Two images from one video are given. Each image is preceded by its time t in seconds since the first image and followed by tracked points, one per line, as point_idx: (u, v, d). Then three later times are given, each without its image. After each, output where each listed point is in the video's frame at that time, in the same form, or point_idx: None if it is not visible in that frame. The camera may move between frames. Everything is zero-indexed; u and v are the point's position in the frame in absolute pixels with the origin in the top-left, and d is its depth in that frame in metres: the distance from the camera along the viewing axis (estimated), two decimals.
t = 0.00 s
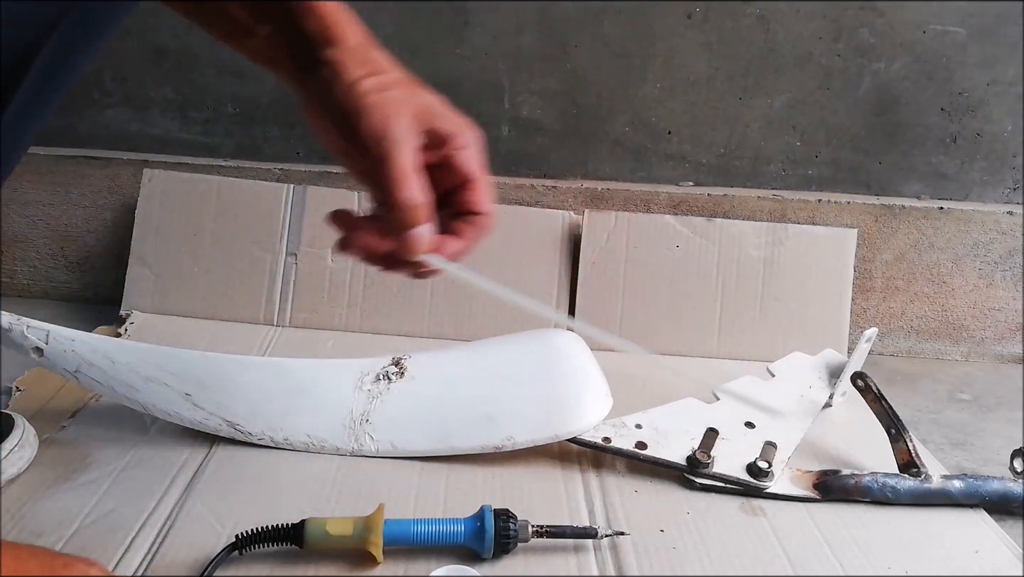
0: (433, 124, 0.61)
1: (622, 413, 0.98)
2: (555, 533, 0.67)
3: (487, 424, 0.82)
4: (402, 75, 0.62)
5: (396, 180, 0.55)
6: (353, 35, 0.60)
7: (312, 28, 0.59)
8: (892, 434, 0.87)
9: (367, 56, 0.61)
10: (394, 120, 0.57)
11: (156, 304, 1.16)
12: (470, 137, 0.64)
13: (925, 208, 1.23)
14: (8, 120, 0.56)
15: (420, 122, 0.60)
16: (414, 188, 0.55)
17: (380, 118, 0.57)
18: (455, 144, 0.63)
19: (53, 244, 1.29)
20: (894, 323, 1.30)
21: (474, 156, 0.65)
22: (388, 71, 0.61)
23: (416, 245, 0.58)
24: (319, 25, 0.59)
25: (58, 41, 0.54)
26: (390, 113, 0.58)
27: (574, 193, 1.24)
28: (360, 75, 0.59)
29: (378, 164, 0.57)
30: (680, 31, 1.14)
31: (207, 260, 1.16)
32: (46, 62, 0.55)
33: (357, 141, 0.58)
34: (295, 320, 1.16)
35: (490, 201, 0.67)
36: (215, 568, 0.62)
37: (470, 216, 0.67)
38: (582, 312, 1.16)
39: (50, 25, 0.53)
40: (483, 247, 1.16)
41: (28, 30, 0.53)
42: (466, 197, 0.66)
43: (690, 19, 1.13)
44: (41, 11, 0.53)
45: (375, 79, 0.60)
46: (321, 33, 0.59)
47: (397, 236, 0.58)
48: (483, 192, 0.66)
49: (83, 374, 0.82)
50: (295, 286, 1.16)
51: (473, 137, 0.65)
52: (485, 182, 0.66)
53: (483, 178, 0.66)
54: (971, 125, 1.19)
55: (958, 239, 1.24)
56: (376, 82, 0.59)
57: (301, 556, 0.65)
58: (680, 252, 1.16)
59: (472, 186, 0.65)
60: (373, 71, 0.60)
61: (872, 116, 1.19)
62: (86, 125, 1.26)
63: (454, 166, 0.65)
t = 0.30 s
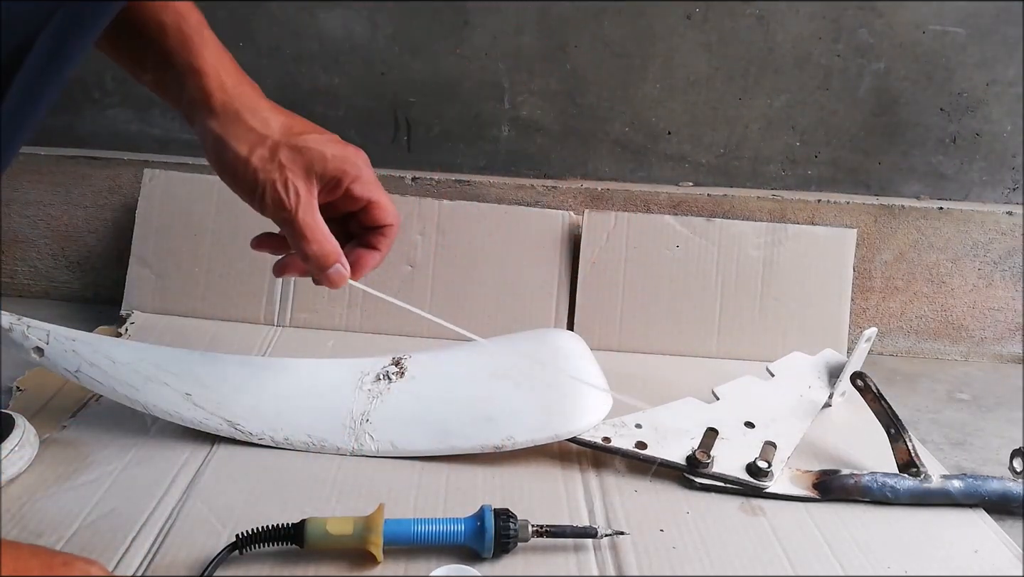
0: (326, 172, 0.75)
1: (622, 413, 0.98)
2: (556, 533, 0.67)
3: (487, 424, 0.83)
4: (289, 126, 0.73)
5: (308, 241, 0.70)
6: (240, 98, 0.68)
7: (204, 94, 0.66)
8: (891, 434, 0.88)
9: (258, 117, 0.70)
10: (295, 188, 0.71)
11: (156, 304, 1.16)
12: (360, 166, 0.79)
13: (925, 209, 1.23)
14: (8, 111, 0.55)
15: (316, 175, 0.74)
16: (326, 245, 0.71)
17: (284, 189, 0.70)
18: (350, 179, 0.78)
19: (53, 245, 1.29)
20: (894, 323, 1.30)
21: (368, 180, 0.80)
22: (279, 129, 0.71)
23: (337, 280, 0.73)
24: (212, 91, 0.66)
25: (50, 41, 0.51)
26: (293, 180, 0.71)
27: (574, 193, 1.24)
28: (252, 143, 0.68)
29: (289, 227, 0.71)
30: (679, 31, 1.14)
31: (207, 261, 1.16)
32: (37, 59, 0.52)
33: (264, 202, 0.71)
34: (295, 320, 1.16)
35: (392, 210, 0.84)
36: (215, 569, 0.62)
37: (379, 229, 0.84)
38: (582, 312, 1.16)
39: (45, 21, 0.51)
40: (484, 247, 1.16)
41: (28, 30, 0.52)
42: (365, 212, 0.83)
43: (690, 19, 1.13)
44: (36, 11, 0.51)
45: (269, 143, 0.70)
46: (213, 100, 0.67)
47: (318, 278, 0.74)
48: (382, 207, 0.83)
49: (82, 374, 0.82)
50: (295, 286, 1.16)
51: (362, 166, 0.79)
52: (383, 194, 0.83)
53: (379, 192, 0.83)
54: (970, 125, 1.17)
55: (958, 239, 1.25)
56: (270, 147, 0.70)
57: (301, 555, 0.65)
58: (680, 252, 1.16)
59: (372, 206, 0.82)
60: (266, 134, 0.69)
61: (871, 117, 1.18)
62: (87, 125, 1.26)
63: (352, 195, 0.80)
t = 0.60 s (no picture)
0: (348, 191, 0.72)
1: (622, 413, 0.98)
2: (555, 533, 0.67)
3: (487, 424, 0.83)
4: (309, 145, 0.72)
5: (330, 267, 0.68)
6: (257, 121, 0.69)
7: (221, 117, 0.68)
8: (891, 434, 0.88)
9: (276, 139, 0.70)
10: (315, 211, 0.69)
11: (156, 304, 1.16)
12: (386, 179, 0.75)
13: (924, 209, 1.22)
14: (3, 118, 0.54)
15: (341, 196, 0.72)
16: (351, 270, 0.67)
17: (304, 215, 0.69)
18: (376, 197, 0.74)
19: (53, 245, 1.29)
20: (894, 323, 1.30)
21: (396, 195, 0.75)
22: (298, 149, 0.71)
23: (369, 305, 0.70)
24: (227, 114, 0.68)
25: (52, 32, 0.51)
26: (314, 206, 0.69)
27: (574, 194, 1.22)
28: (272, 166, 0.69)
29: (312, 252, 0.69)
30: (679, 31, 1.14)
31: (207, 260, 1.16)
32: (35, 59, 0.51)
33: (287, 227, 0.70)
34: (295, 320, 1.16)
35: (424, 222, 0.78)
36: (215, 568, 0.62)
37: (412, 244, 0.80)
38: (582, 312, 1.16)
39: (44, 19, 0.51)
40: (483, 247, 1.16)
41: (30, 25, 0.51)
42: (396, 226, 0.78)
43: (689, 20, 1.14)
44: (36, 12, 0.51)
45: (287, 167, 0.69)
46: (231, 124, 0.68)
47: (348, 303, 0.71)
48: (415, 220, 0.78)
49: (82, 374, 0.82)
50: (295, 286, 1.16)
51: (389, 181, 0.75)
52: (414, 208, 0.78)
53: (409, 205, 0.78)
54: (970, 124, 1.19)
55: (958, 239, 1.24)
56: (289, 170, 0.69)
57: (301, 556, 0.65)
58: (680, 252, 1.16)
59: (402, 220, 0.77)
60: (284, 157, 0.69)
61: (872, 117, 1.19)
62: (87, 126, 1.26)
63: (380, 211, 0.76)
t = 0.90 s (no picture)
0: (312, 210, 0.70)
1: (621, 413, 0.98)
2: (555, 533, 0.67)
3: (487, 424, 0.83)
4: (271, 167, 0.69)
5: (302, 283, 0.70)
6: (218, 144, 0.67)
7: (182, 141, 0.67)
8: (891, 434, 0.88)
9: (235, 161, 0.67)
10: (282, 232, 0.69)
11: (157, 304, 1.16)
12: (351, 194, 0.73)
13: (925, 209, 1.22)
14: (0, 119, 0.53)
15: (305, 215, 0.70)
16: (320, 282, 0.71)
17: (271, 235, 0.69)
18: (339, 211, 0.72)
19: (53, 245, 1.29)
20: (894, 323, 1.30)
21: (360, 208, 0.74)
22: (258, 172, 0.68)
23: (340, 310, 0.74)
24: (188, 140, 0.67)
25: (51, 31, 0.51)
26: (277, 225, 0.69)
27: (574, 194, 1.22)
28: (234, 191, 0.68)
29: (282, 267, 0.71)
30: (679, 31, 1.14)
31: (207, 260, 1.16)
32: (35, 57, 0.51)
33: (256, 245, 0.71)
34: (295, 321, 1.16)
35: (388, 226, 0.78)
36: (215, 568, 0.62)
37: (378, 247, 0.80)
38: (582, 312, 1.16)
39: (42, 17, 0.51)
40: (483, 246, 1.16)
41: (30, 25, 0.51)
42: (363, 235, 0.78)
43: (689, 20, 1.14)
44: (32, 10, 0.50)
45: (248, 190, 0.68)
46: (192, 149, 0.67)
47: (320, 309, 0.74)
48: (380, 226, 0.77)
49: (82, 374, 0.82)
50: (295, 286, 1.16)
51: (352, 192, 0.73)
52: (379, 216, 0.77)
53: (375, 214, 0.77)
54: (970, 125, 1.19)
55: (958, 239, 1.24)
56: (250, 194, 0.68)
57: (301, 556, 0.65)
58: (680, 252, 1.16)
59: (368, 228, 0.76)
60: (244, 180, 0.68)
61: (872, 117, 1.19)
62: (87, 126, 1.27)
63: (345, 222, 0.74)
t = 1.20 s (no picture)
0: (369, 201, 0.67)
1: (621, 413, 0.98)
2: (555, 533, 0.67)
3: (487, 424, 0.83)
4: (323, 162, 0.66)
5: (366, 283, 0.67)
6: (268, 146, 0.66)
7: (230, 146, 0.66)
8: (891, 434, 0.88)
9: (287, 160, 0.66)
10: (341, 228, 0.67)
11: (157, 304, 1.16)
12: (405, 179, 0.68)
13: (925, 209, 1.22)
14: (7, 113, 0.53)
15: (361, 208, 0.68)
16: (386, 281, 0.67)
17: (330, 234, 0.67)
18: (396, 199, 0.68)
19: (53, 245, 1.29)
20: (894, 323, 1.30)
21: (418, 193, 0.70)
22: (310, 169, 0.66)
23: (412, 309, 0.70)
24: (234, 144, 0.66)
25: (56, 28, 0.51)
26: (330, 222, 0.67)
27: (574, 194, 1.22)
28: (288, 192, 0.66)
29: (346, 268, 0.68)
30: (679, 31, 1.14)
31: (207, 260, 1.16)
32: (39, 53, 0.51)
33: (318, 247, 0.69)
34: (295, 321, 1.16)
35: (451, 211, 0.73)
36: (215, 568, 0.62)
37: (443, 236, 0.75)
38: (582, 312, 1.16)
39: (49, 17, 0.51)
40: (483, 246, 1.16)
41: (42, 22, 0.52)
42: (425, 224, 0.73)
43: (689, 19, 1.14)
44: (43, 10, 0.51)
45: (298, 188, 0.66)
46: (239, 153, 0.66)
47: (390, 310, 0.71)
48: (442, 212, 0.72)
49: (82, 374, 0.82)
50: (295, 286, 1.16)
51: (408, 178, 0.69)
52: (439, 202, 0.72)
53: (435, 200, 0.72)
54: (970, 125, 1.19)
55: (958, 239, 1.24)
56: (302, 193, 0.66)
57: (301, 555, 0.65)
58: (680, 252, 1.16)
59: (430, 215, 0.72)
60: (296, 180, 0.66)
61: (871, 117, 1.19)
62: (87, 126, 1.27)
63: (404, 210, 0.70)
